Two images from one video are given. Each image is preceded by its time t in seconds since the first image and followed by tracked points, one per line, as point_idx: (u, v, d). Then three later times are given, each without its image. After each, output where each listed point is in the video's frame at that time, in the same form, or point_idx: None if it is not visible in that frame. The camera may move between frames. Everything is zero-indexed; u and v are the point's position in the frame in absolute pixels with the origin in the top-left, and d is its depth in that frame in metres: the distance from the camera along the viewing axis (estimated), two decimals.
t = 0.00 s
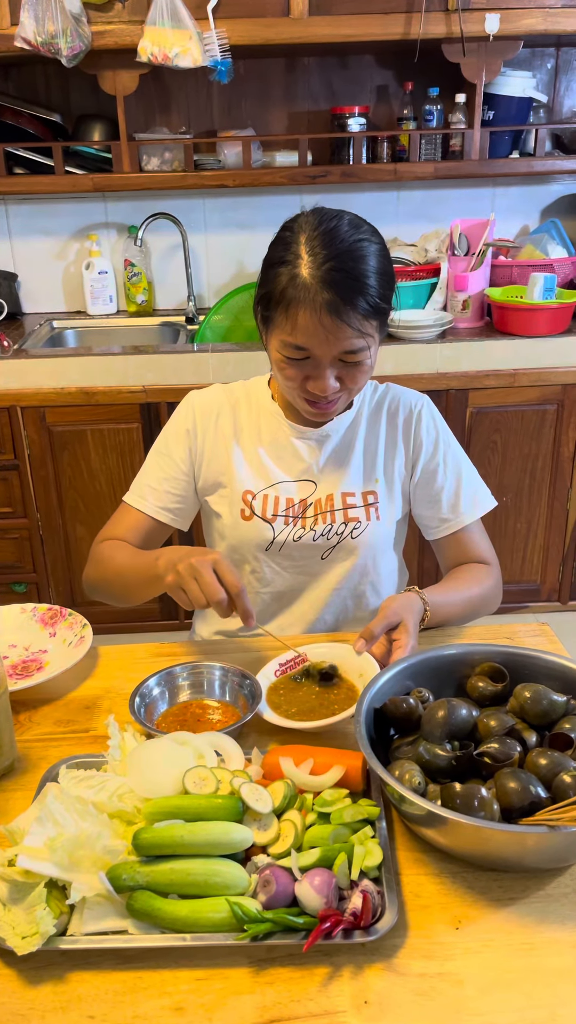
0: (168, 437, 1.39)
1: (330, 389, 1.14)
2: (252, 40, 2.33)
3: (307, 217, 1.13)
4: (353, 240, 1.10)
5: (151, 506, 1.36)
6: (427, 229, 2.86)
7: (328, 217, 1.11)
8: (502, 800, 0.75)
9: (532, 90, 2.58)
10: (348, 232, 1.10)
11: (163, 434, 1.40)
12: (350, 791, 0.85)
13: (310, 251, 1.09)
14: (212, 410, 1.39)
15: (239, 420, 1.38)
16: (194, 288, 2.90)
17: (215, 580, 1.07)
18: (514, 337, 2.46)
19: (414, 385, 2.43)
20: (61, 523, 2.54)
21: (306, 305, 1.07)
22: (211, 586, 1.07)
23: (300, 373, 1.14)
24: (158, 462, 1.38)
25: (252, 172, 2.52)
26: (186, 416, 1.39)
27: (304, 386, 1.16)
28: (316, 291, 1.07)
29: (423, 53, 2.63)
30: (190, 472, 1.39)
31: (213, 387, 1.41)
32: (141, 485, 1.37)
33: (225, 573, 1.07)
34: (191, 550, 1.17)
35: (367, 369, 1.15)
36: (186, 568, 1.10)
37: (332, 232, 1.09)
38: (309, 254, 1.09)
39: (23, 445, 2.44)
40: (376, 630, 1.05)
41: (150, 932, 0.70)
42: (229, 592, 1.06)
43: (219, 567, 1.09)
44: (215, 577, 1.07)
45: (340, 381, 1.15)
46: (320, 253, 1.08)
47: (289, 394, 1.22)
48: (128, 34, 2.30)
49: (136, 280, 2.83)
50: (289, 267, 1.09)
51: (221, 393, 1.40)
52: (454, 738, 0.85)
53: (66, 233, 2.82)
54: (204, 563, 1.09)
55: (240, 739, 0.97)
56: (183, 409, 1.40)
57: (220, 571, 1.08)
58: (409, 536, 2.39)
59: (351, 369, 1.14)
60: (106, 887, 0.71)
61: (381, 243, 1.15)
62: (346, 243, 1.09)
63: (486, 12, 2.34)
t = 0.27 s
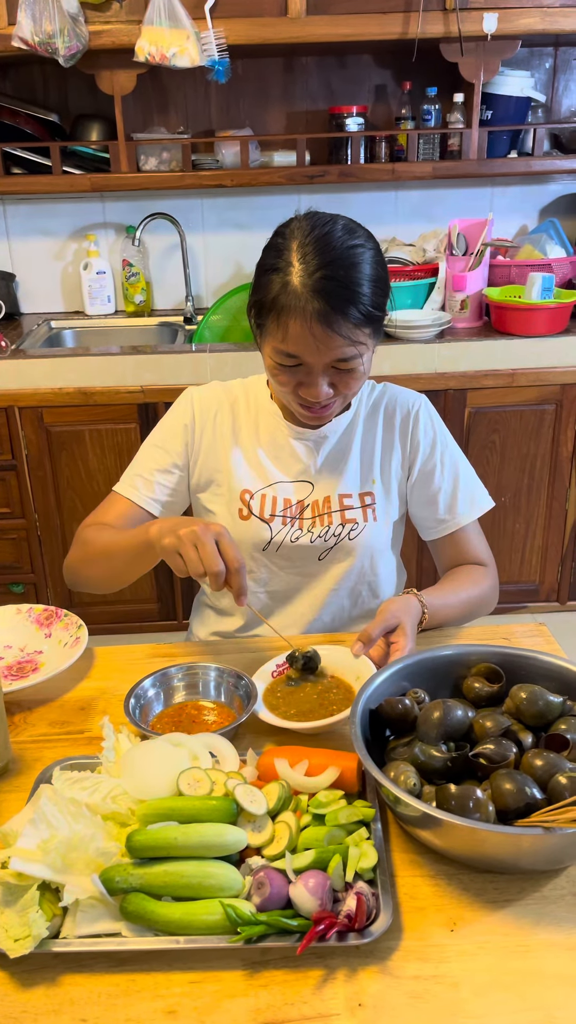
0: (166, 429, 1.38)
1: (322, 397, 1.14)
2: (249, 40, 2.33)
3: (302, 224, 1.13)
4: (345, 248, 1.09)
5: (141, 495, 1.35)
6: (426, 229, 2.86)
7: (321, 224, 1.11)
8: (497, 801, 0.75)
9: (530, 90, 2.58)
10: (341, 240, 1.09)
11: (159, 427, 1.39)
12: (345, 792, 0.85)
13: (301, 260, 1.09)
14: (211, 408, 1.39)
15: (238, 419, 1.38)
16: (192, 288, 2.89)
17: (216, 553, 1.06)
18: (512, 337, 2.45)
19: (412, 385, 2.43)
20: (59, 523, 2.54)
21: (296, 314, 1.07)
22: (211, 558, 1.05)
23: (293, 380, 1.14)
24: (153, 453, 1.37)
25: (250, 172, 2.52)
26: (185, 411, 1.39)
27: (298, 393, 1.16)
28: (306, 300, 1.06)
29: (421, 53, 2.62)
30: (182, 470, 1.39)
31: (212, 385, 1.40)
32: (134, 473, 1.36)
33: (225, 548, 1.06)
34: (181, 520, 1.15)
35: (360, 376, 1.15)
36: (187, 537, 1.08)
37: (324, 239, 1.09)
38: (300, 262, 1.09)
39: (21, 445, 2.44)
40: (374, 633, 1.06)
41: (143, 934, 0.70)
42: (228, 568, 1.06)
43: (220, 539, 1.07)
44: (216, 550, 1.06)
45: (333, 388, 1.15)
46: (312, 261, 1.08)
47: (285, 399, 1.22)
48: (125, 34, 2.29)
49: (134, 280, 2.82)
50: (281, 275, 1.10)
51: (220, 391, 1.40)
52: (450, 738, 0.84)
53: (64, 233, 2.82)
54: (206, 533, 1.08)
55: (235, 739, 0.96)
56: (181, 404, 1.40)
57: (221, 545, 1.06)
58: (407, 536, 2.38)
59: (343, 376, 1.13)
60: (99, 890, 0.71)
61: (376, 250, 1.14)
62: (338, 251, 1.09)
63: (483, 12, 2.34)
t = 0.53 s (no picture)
0: (166, 425, 1.38)
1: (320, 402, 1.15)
2: (248, 40, 2.33)
3: (302, 226, 1.11)
4: (345, 255, 1.08)
5: (140, 490, 1.34)
6: (425, 228, 2.86)
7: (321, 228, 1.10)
8: (495, 801, 0.75)
9: (530, 90, 2.58)
10: (341, 245, 1.08)
11: (159, 422, 1.38)
12: (343, 793, 0.85)
13: (300, 266, 1.08)
14: (211, 406, 1.38)
15: (237, 418, 1.38)
16: (191, 288, 2.89)
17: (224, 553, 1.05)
18: (512, 336, 2.45)
19: (411, 385, 2.43)
20: (58, 523, 2.53)
21: (294, 323, 1.07)
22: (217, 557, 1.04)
23: (291, 385, 1.15)
24: (152, 448, 1.36)
25: (249, 172, 2.52)
26: (186, 408, 1.38)
27: (296, 397, 1.17)
28: (305, 310, 1.06)
29: (420, 53, 2.62)
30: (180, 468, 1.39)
31: (212, 384, 1.40)
32: (132, 467, 1.35)
33: (231, 549, 1.05)
34: (190, 513, 1.12)
35: (358, 382, 1.15)
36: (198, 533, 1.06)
37: (324, 246, 1.08)
38: (299, 268, 1.08)
39: (20, 446, 2.43)
40: (372, 635, 1.05)
41: (140, 934, 0.70)
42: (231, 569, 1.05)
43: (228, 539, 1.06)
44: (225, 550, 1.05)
45: (331, 393, 1.16)
46: (311, 268, 1.07)
47: (283, 400, 1.23)
48: (124, 34, 2.29)
49: (133, 281, 2.82)
50: (280, 281, 1.09)
51: (221, 390, 1.39)
52: (447, 738, 0.84)
53: (63, 233, 2.82)
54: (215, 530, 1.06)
55: (233, 740, 0.96)
56: (182, 400, 1.40)
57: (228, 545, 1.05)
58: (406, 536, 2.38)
59: (341, 382, 1.14)
60: (96, 890, 0.71)
61: (376, 254, 1.13)
62: (338, 258, 1.08)
63: (482, 12, 2.34)
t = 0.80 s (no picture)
0: (175, 416, 1.37)
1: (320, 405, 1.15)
2: (248, 39, 2.33)
3: (303, 229, 1.11)
4: (346, 258, 1.08)
5: (147, 480, 1.32)
6: (425, 228, 2.86)
7: (322, 231, 1.09)
8: (496, 800, 0.75)
9: (530, 90, 2.58)
10: (342, 249, 1.08)
11: (165, 415, 1.37)
12: (344, 792, 0.85)
13: (301, 270, 1.08)
14: (218, 401, 1.38)
15: (242, 414, 1.38)
16: (191, 288, 2.89)
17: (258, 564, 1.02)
18: (512, 336, 2.45)
19: (412, 384, 2.43)
20: (59, 523, 2.53)
21: (295, 327, 1.07)
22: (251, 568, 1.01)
23: (292, 388, 1.15)
24: (160, 439, 1.35)
25: (249, 172, 2.52)
26: (192, 402, 1.38)
27: (297, 400, 1.17)
28: (304, 313, 1.06)
29: (420, 53, 2.62)
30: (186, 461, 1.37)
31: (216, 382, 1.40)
32: (139, 457, 1.33)
33: (263, 555, 1.02)
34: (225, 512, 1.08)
35: (359, 385, 1.15)
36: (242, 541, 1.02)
37: (324, 249, 1.08)
38: (300, 272, 1.08)
39: (21, 445, 2.43)
40: (374, 634, 1.07)
41: (141, 933, 0.70)
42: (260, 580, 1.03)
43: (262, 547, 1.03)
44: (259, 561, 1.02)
45: (332, 396, 1.16)
46: (312, 272, 1.07)
47: (284, 402, 1.23)
48: (124, 33, 2.29)
49: (133, 281, 2.82)
50: (280, 285, 1.09)
51: (227, 386, 1.39)
52: (449, 738, 0.84)
53: (63, 233, 2.82)
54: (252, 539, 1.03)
55: (234, 739, 0.96)
56: (189, 394, 1.39)
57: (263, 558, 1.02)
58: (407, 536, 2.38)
59: (342, 385, 1.14)
60: (97, 889, 0.71)
61: (377, 256, 1.13)
62: (339, 261, 1.07)
63: (482, 11, 2.33)
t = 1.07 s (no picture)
0: (185, 413, 1.36)
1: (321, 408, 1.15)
2: (248, 40, 2.33)
3: (304, 231, 1.11)
4: (347, 261, 1.08)
5: (155, 472, 1.30)
6: (426, 228, 2.86)
7: (323, 233, 1.09)
8: (495, 801, 0.75)
9: (530, 90, 2.58)
10: (342, 251, 1.08)
11: (172, 407, 1.36)
12: (344, 793, 0.85)
13: (301, 272, 1.08)
14: (224, 400, 1.38)
15: (247, 413, 1.38)
16: (192, 288, 2.89)
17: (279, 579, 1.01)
18: (513, 336, 2.45)
19: (412, 384, 2.43)
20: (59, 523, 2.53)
21: (295, 331, 1.07)
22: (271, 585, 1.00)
23: (292, 390, 1.15)
24: (169, 434, 1.34)
25: (250, 172, 2.52)
26: (200, 399, 1.38)
27: (298, 403, 1.17)
28: (305, 316, 1.06)
29: (420, 53, 2.63)
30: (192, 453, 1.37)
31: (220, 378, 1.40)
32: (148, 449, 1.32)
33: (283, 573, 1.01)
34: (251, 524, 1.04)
35: (360, 387, 1.15)
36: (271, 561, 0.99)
37: (325, 251, 1.08)
38: (300, 275, 1.08)
39: (21, 446, 2.43)
40: (372, 635, 1.07)
41: (140, 934, 0.70)
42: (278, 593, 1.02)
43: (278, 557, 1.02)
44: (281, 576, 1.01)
45: (332, 399, 1.16)
46: (312, 275, 1.07)
47: (285, 403, 1.23)
48: (124, 34, 2.29)
49: (134, 281, 2.82)
50: (281, 287, 1.09)
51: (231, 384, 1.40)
52: (448, 739, 0.84)
53: (64, 233, 2.82)
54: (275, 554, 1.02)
55: (233, 740, 0.96)
56: (197, 391, 1.39)
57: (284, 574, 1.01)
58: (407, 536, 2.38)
59: (342, 388, 1.14)
60: (96, 890, 0.71)
61: (378, 258, 1.13)
62: (339, 264, 1.07)
63: (483, 12, 2.33)
